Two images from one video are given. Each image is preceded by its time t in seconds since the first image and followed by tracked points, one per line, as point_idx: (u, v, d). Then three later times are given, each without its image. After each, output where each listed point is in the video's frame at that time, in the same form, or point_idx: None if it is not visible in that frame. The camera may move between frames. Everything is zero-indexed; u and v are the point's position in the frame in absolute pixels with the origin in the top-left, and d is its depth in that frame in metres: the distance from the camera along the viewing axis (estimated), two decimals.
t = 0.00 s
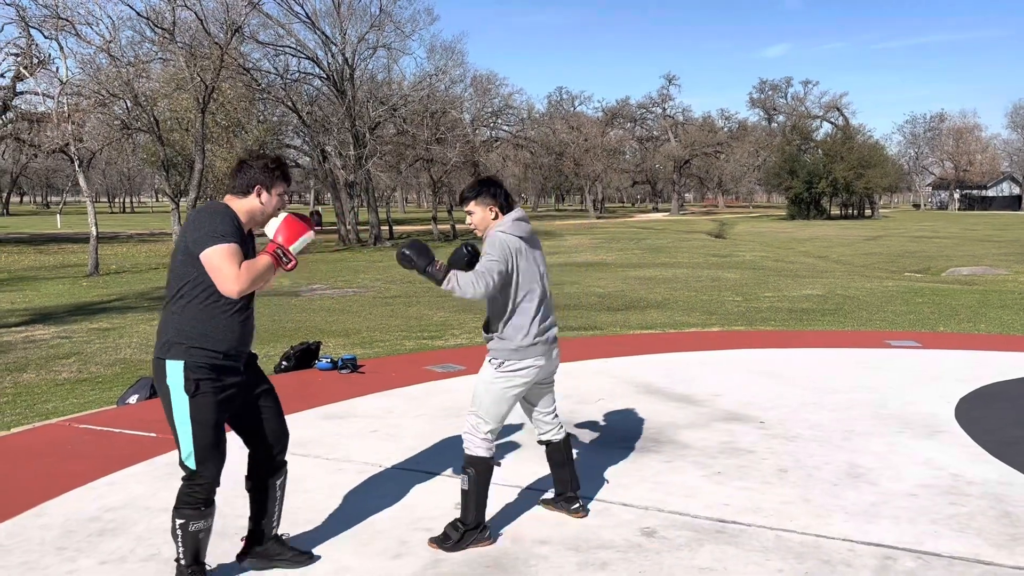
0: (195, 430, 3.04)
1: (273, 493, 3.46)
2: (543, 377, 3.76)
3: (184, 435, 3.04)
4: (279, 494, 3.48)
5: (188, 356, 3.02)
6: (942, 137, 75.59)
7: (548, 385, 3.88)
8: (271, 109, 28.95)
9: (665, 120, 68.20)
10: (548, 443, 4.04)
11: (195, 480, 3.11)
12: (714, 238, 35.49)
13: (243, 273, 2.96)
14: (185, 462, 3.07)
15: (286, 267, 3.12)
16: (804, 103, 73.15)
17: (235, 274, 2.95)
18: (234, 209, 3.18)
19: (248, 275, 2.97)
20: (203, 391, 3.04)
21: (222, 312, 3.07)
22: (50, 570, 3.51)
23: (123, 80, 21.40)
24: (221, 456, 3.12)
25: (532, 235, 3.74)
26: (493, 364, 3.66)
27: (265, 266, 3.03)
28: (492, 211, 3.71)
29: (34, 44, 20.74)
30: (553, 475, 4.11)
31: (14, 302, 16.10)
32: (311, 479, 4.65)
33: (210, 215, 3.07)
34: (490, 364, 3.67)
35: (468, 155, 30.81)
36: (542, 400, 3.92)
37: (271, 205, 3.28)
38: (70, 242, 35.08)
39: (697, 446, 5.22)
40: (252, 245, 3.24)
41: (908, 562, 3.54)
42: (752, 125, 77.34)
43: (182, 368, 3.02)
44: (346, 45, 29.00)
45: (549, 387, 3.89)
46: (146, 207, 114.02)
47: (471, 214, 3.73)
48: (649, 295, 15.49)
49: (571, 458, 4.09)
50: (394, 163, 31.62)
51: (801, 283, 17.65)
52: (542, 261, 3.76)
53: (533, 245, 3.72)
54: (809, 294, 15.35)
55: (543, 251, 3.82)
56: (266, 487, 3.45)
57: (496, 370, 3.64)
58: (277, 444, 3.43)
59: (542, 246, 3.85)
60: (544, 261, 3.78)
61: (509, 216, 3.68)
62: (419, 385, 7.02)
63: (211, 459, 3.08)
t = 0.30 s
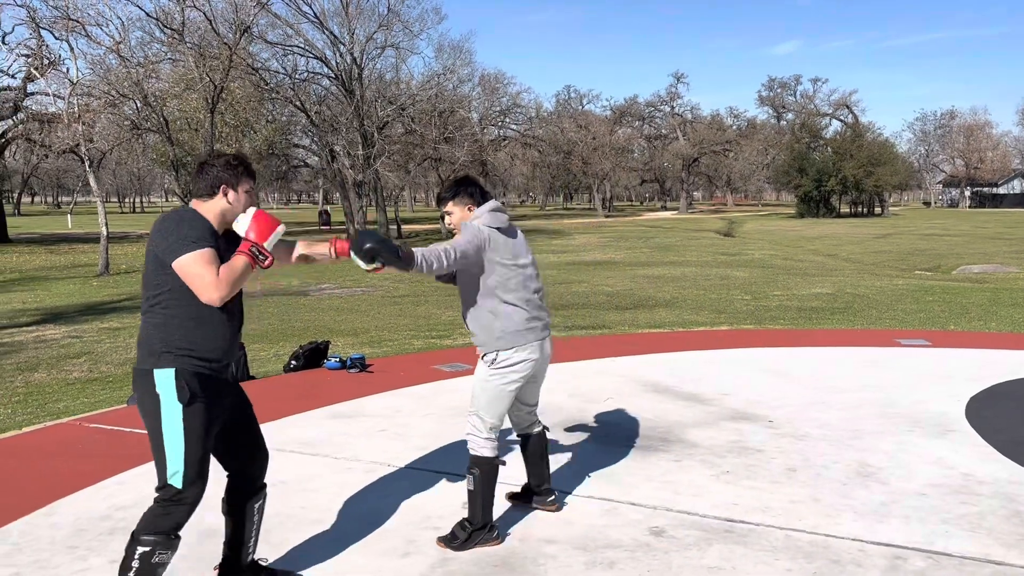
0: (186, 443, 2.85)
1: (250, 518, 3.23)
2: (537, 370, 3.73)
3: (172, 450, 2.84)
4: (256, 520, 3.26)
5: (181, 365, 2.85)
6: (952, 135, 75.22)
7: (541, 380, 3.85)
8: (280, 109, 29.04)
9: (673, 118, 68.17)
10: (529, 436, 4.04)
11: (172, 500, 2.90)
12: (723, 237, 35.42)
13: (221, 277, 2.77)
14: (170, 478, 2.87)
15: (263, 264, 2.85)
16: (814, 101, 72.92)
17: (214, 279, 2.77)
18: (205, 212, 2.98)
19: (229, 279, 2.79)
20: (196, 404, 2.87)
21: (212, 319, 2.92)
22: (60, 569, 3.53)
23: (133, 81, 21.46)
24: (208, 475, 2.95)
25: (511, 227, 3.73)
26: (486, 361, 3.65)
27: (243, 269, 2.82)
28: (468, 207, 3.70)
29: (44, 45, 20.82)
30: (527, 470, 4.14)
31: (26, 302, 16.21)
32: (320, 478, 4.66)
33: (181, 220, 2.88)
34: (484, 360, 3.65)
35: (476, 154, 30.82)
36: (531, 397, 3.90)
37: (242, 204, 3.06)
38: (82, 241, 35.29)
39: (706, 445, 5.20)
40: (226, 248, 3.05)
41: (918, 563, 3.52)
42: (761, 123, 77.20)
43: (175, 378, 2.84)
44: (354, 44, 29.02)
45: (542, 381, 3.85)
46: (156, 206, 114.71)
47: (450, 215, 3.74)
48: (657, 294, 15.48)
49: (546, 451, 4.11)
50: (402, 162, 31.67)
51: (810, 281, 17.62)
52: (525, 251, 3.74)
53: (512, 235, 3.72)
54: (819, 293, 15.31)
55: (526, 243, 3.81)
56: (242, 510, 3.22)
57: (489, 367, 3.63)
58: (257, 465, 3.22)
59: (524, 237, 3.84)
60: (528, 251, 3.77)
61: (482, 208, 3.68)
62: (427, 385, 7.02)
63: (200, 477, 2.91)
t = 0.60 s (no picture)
0: (153, 453, 2.82)
1: (245, 520, 3.24)
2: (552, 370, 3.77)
3: (137, 459, 2.80)
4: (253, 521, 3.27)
5: (161, 375, 2.81)
6: (966, 130, 74.69)
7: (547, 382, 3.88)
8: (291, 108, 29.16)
9: (684, 115, 68.00)
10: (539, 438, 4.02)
11: (133, 510, 2.86)
12: (735, 234, 35.31)
13: (192, 282, 2.70)
14: (131, 488, 2.83)
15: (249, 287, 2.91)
16: (826, 96, 72.54)
17: (185, 282, 2.70)
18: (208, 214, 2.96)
19: (200, 282, 2.71)
20: (171, 416, 2.83)
21: (198, 327, 2.88)
22: (77, 566, 3.57)
23: (145, 81, 21.59)
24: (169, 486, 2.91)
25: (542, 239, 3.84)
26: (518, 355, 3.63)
27: (224, 285, 2.80)
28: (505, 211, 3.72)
29: (58, 46, 20.96)
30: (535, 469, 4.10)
31: (42, 301, 16.35)
32: (332, 477, 4.68)
33: (179, 222, 2.83)
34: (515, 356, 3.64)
35: (487, 152, 30.85)
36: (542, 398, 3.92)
37: (249, 213, 3.04)
38: (95, 241, 35.47)
39: (718, 442, 5.19)
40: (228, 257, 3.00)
41: (937, 561, 3.50)
42: (773, 119, 76.88)
43: (153, 389, 2.80)
44: (365, 43, 29.03)
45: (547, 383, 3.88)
46: (168, 205, 115.36)
47: (483, 209, 3.67)
48: (669, 292, 15.45)
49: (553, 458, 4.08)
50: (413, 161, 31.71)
51: (822, 278, 17.54)
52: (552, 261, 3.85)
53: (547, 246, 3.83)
54: (831, 290, 15.27)
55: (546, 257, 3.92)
56: (238, 511, 3.23)
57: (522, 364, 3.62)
58: (250, 467, 3.23)
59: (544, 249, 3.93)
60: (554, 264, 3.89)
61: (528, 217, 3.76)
62: (438, 383, 7.03)
63: (160, 487, 2.87)
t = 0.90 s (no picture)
0: (201, 450, 2.85)
1: (279, 510, 3.30)
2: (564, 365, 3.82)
3: (189, 454, 2.84)
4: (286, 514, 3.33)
5: (209, 374, 2.85)
6: (982, 124, 74.05)
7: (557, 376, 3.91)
8: (304, 108, 29.31)
9: (697, 111, 67.77)
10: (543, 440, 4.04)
11: (176, 504, 2.89)
12: (749, 230, 35.16)
13: (266, 280, 2.75)
14: (179, 482, 2.86)
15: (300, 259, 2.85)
16: (839, 92, 72.09)
17: (254, 284, 2.74)
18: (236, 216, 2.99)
19: (271, 280, 2.76)
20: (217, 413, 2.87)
21: (237, 328, 2.93)
22: (97, 561, 3.61)
23: (160, 81, 21.72)
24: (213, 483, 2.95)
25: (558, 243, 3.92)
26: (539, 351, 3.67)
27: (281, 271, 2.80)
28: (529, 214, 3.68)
29: (74, 47, 21.14)
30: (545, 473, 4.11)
31: (59, 300, 16.51)
32: (347, 473, 4.71)
33: (217, 226, 2.88)
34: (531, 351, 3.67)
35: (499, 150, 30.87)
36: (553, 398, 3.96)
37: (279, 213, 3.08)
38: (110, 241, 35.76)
39: (732, 439, 5.19)
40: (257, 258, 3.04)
41: (950, 557, 3.50)
42: (786, 115, 76.49)
43: (203, 387, 2.84)
44: (377, 42, 29.04)
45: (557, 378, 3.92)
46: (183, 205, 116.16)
47: (506, 206, 3.63)
48: (682, 289, 15.41)
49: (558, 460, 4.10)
50: (426, 159, 31.76)
51: (836, 274, 17.46)
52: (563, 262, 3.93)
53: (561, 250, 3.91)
54: (845, 286, 15.20)
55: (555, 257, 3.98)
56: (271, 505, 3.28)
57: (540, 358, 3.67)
58: (282, 464, 3.28)
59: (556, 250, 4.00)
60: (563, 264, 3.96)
61: (552, 225, 3.78)
62: (452, 380, 7.06)
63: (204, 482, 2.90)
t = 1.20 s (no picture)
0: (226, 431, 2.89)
1: (290, 506, 3.33)
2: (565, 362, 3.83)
3: (213, 436, 2.88)
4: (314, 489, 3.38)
5: (218, 357, 2.88)
6: (997, 118, 73.41)
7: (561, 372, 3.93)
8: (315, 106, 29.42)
9: (708, 107, 67.53)
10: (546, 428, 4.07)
11: (213, 488, 2.93)
12: (761, 226, 35.01)
13: (250, 282, 2.77)
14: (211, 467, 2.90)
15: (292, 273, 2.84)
16: (852, 86, 71.66)
17: (236, 289, 2.77)
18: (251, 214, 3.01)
19: (251, 286, 2.77)
20: (233, 391, 2.90)
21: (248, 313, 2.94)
22: (109, 557, 3.64)
23: (172, 81, 21.82)
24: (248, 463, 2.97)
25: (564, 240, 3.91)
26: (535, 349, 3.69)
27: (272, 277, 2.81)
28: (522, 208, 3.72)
29: (86, 47, 21.27)
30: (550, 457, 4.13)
31: (74, 299, 16.64)
32: (356, 470, 4.73)
33: (223, 222, 2.89)
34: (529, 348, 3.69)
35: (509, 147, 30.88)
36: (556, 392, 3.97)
37: (294, 207, 3.08)
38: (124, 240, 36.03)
39: (741, 435, 5.18)
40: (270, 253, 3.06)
41: (958, 552, 3.48)
42: (798, 110, 76.12)
43: (214, 371, 2.88)
44: (387, 40, 29.00)
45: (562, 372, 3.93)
46: (195, 204, 116.78)
47: (499, 202, 3.68)
48: (692, 285, 15.37)
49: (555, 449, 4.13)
50: (436, 156, 31.78)
51: (847, 270, 17.38)
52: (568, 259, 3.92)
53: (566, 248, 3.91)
54: (857, 281, 15.11)
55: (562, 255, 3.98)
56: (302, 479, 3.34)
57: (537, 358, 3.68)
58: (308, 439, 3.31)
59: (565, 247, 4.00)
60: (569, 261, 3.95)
61: (546, 221, 3.79)
62: (462, 377, 7.07)
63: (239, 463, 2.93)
